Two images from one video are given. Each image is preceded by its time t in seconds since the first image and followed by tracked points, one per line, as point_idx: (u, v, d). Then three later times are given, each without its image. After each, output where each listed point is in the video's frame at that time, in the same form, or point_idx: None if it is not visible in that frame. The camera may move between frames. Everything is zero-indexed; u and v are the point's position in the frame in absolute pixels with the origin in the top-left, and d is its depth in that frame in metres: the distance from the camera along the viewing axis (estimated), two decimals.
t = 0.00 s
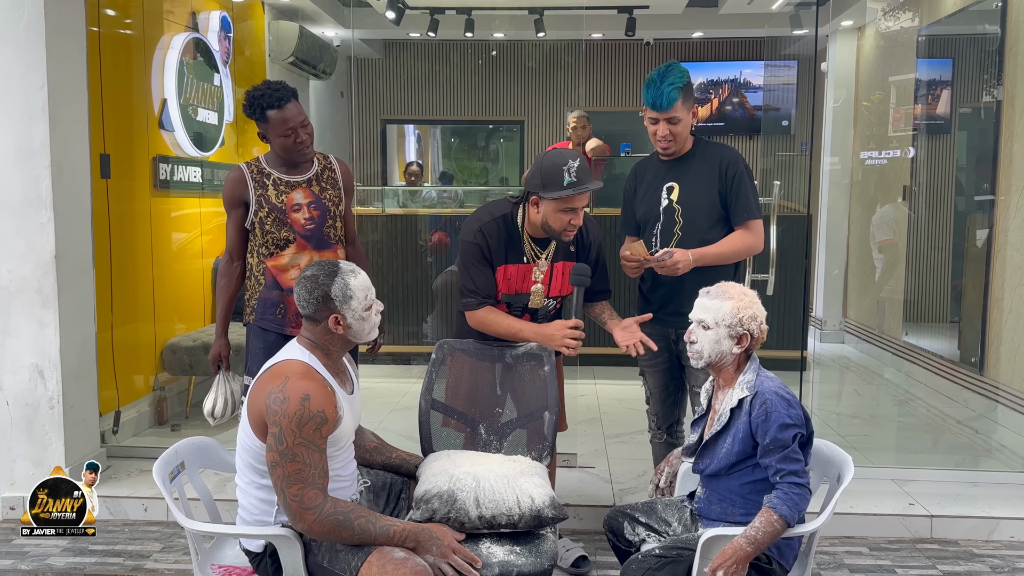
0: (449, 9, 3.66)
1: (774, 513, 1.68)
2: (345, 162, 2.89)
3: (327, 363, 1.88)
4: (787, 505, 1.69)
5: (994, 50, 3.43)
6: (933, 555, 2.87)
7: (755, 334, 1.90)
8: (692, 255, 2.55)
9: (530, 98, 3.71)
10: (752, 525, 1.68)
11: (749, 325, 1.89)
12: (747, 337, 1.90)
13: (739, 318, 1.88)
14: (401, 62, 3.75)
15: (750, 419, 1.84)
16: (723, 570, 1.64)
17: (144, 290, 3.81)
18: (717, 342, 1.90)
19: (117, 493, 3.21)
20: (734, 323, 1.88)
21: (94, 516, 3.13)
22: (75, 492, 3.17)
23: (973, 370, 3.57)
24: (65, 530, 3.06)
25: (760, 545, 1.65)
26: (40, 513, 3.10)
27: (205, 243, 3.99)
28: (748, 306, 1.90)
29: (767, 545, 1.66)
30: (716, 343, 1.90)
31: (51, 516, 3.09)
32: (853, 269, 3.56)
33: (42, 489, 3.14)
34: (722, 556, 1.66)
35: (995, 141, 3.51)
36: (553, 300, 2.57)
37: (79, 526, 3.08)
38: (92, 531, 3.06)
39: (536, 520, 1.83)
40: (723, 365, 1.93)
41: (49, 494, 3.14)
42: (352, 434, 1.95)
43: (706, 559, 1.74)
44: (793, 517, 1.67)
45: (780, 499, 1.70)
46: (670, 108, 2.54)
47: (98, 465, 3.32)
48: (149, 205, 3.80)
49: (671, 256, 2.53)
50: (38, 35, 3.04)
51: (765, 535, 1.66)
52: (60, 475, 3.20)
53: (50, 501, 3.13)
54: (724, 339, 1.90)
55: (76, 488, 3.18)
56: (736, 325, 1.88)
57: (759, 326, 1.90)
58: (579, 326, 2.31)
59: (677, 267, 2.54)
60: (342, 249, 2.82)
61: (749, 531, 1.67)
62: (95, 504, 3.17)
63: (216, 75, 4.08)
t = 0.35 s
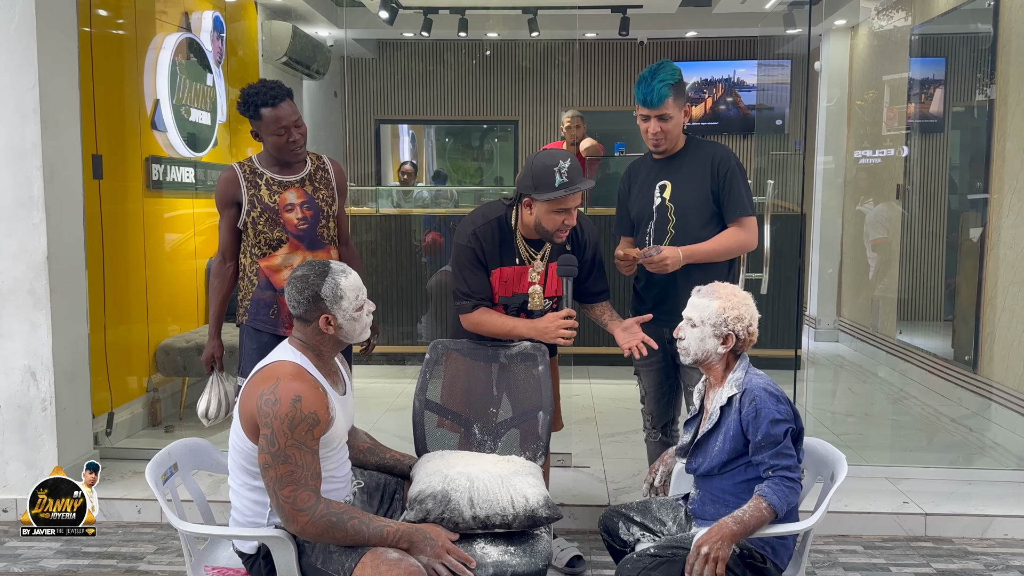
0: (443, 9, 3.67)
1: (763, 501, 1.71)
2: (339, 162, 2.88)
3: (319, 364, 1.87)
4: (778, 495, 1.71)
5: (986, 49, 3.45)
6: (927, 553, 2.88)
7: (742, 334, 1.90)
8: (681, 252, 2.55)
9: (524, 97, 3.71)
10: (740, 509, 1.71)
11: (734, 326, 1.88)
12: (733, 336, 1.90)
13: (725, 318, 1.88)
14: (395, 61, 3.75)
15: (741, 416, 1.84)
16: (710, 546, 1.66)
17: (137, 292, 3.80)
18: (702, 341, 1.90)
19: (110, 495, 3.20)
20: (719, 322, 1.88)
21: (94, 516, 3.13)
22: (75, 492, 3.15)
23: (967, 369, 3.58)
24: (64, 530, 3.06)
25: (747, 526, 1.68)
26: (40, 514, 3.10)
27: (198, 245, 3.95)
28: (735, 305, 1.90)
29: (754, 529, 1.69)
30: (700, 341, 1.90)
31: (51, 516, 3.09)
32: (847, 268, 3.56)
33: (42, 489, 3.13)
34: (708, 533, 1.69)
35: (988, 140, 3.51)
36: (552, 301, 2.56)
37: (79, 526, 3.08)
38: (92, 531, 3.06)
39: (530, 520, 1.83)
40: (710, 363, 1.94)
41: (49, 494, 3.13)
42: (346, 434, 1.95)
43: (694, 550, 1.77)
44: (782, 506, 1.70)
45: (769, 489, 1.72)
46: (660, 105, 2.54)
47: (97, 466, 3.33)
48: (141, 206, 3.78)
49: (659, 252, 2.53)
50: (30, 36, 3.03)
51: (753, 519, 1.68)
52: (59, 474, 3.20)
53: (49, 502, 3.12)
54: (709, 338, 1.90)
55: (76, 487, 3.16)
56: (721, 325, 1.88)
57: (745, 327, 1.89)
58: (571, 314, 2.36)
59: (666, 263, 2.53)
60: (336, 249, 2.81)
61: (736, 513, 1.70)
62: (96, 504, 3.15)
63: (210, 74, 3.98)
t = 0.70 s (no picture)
0: (438, 9, 3.67)
1: (754, 507, 1.71)
2: (334, 163, 2.89)
3: (313, 365, 1.87)
4: (769, 501, 1.71)
5: (979, 48, 3.46)
6: (922, 551, 2.89)
7: (739, 334, 1.90)
8: (677, 253, 2.56)
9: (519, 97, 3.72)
10: (732, 518, 1.71)
11: (731, 326, 1.89)
12: (729, 336, 1.90)
13: (722, 318, 1.88)
14: (390, 62, 3.74)
15: (733, 415, 1.85)
16: (701, 557, 1.68)
17: (133, 293, 3.79)
18: (699, 340, 1.91)
19: (106, 497, 3.20)
20: (716, 322, 1.89)
21: (94, 516, 3.13)
22: (75, 492, 3.15)
23: (961, 368, 3.60)
24: (65, 530, 3.07)
25: (739, 536, 1.68)
26: (40, 513, 3.11)
27: (193, 246, 3.99)
28: (733, 305, 1.90)
29: (745, 537, 1.70)
30: (697, 340, 1.91)
31: (51, 516, 3.10)
32: (842, 267, 3.57)
33: (42, 489, 3.14)
34: (700, 544, 1.70)
35: (983, 139, 3.53)
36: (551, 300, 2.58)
37: (79, 526, 3.09)
38: (92, 531, 3.07)
39: (526, 520, 1.83)
40: (706, 362, 1.95)
41: (49, 494, 3.14)
42: (342, 435, 1.95)
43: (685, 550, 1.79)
44: (773, 512, 1.70)
45: (760, 494, 1.72)
46: (653, 107, 2.54)
47: (97, 466, 3.33)
48: (136, 207, 3.78)
49: (654, 253, 2.54)
50: (24, 37, 3.03)
51: (745, 528, 1.69)
52: (59, 474, 3.20)
53: (49, 501, 3.12)
54: (705, 337, 1.90)
55: (76, 487, 3.17)
56: (718, 325, 1.89)
57: (742, 327, 1.89)
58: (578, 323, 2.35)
59: (661, 264, 2.53)
60: (331, 250, 2.81)
61: (729, 523, 1.70)
62: (96, 504, 3.15)
63: (204, 75, 4.03)
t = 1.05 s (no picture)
0: (435, 10, 3.67)
1: (750, 503, 1.70)
2: (331, 163, 2.89)
3: (311, 365, 1.87)
4: (763, 494, 1.70)
5: (975, 48, 3.49)
6: (918, 550, 2.90)
7: (746, 333, 1.92)
8: (674, 254, 2.56)
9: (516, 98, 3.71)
10: (730, 518, 1.70)
11: (741, 325, 1.91)
12: (737, 334, 1.92)
13: (733, 316, 1.90)
14: (386, 62, 3.74)
15: (724, 403, 1.86)
16: (705, 563, 1.68)
17: (129, 293, 3.79)
18: (707, 335, 1.92)
19: (103, 497, 3.19)
20: (727, 319, 1.90)
21: (94, 515, 3.13)
22: (75, 492, 3.16)
23: (957, 367, 3.61)
24: (64, 530, 3.07)
25: (739, 537, 1.68)
26: (39, 514, 3.10)
27: (190, 245, 4.01)
28: (744, 304, 1.92)
29: (744, 536, 1.69)
30: (706, 335, 1.92)
31: (51, 516, 3.10)
32: (839, 267, 3.57)
33: (42, 489, 3.14)
34: (702, 550, 1.70)
35: (978, 139, 3.56)
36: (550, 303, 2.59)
37: (79, 526, 3.09)
38: (92, 531, 3.07)
39: (523, 519, 1.83)
40: (707, 358, 1.95)
41: (49, 495, 3.14)
42: (340, 435, 1.95)
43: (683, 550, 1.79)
44: (768, 505, 1.69)
45: (753, 488, 1.71)
46: (647, 108, 2.54)
47: (97, 466, 3.34)
48: (133, 207, 3.77)
49: (651, 255, 2.54)
50: (20, 37, 3.02)
51: (743, 527, 1.68)
52: (59, 475, 3.20)
53: (49, 502, 3.13)
54: (714, 333, 1.92)
55: (76, 488, 3.17)
56: (728, 322, 1.91)
57: (750, 326, 1.92)
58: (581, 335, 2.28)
59: (658, 265, 2.54)
60: (328, 250, 2.81)
61: (727, 525, 1.69)
62: (96, 504, 3.15)
63: (201, 75, 4.06)
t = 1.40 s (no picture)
0: (434, 9, 3.67)
1: (747, 501, 1.69)
2: (331, 162, 2.89)
3: (311, 364, 1.88)
4: (759, 491, 1.71)
5: (974, 49, 3.51)
6: (916, 550, 2.91)
7: (744, 330, 1.91)
8: (673, 253, 2.56)
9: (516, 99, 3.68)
10: (728, 519, 1.70)
11: (739, 320, 1.91)
12: (734, 329, 1.92)
13: (733, 309, 1.91)
14: (386, 61, 3.75)
15: (720, 398, 1.87)
16: (708, 567, 1.68)
17: (129, 292, 3.79)
18: (704, 324, 1.93)
19: (103, 496, 3.19)
20: (726, 310, 1.91)
21: (94, 516, 3.12)
22: (75, 492, 3.15)
23: (955, 367, 3.62)
24: (65, 530, 3.06)
25: (739, 538, 1.68)
26: (40, 513, 3.09)
27: (189, 244, 3.97)
28: (747, 302, 1.92)
29: (744, 536, 1.69)
30: (703, 323, 1.93)
31: (51, 516, 3.09)
32: (838, 266, 3.57)
33: (42, 489, 3.13)
34: (703, 553, 1.69)
35: (976, 139, 3.57)
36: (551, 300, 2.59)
37: (79, 526, 3.08)
38: (92, 531, 3.06)
39: (522, 518, 1.84)
40: (703, 348, 1.96)
41: (49, 495, 3.13)
42: (340, 434, 1.95)
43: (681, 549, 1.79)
44: (764, 502, 1.69)
45: (749, 485, 1.71)
46: (647, 107, 2.55)
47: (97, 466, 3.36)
48: (132, 205, 3.77)
49: (650, 253, 2.54)
50: (20, 35, 3.02)
51: (742, 528, 1.68)
52: (58, 475, 3.20)
53: (49, 502, 3.12)
54: (711, 323, 1.93)
55: (76, 487, 3.16)
56: (726, 315, 1.91)
57: (749, 324, 1.91)
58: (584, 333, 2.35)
59: (657, 264, 2.54)
60: (328, 249, 2.81)
61: (727, 526, 1.69)
62: (96, 504, 3.15)
63: (201, 75, 4.00)
